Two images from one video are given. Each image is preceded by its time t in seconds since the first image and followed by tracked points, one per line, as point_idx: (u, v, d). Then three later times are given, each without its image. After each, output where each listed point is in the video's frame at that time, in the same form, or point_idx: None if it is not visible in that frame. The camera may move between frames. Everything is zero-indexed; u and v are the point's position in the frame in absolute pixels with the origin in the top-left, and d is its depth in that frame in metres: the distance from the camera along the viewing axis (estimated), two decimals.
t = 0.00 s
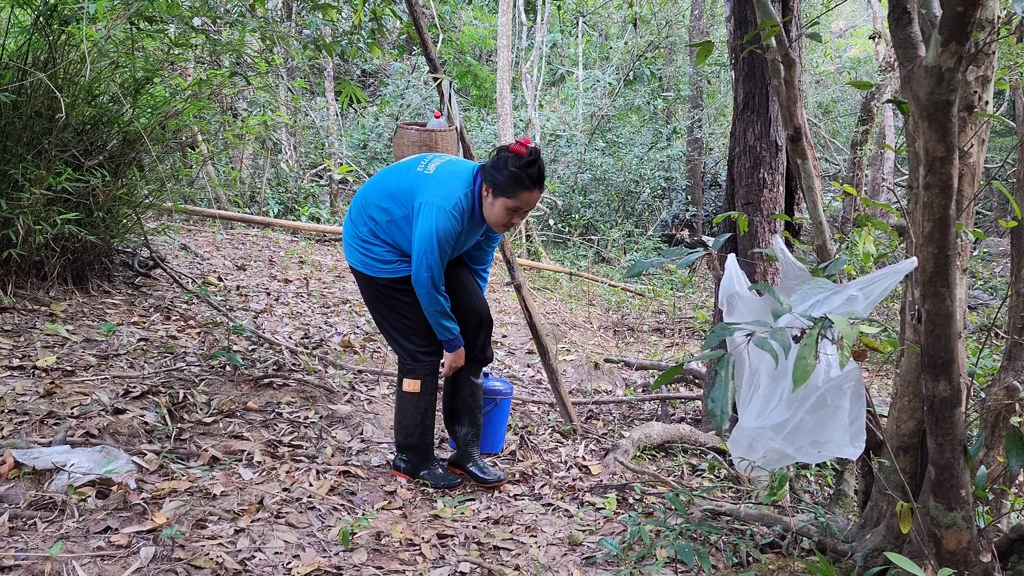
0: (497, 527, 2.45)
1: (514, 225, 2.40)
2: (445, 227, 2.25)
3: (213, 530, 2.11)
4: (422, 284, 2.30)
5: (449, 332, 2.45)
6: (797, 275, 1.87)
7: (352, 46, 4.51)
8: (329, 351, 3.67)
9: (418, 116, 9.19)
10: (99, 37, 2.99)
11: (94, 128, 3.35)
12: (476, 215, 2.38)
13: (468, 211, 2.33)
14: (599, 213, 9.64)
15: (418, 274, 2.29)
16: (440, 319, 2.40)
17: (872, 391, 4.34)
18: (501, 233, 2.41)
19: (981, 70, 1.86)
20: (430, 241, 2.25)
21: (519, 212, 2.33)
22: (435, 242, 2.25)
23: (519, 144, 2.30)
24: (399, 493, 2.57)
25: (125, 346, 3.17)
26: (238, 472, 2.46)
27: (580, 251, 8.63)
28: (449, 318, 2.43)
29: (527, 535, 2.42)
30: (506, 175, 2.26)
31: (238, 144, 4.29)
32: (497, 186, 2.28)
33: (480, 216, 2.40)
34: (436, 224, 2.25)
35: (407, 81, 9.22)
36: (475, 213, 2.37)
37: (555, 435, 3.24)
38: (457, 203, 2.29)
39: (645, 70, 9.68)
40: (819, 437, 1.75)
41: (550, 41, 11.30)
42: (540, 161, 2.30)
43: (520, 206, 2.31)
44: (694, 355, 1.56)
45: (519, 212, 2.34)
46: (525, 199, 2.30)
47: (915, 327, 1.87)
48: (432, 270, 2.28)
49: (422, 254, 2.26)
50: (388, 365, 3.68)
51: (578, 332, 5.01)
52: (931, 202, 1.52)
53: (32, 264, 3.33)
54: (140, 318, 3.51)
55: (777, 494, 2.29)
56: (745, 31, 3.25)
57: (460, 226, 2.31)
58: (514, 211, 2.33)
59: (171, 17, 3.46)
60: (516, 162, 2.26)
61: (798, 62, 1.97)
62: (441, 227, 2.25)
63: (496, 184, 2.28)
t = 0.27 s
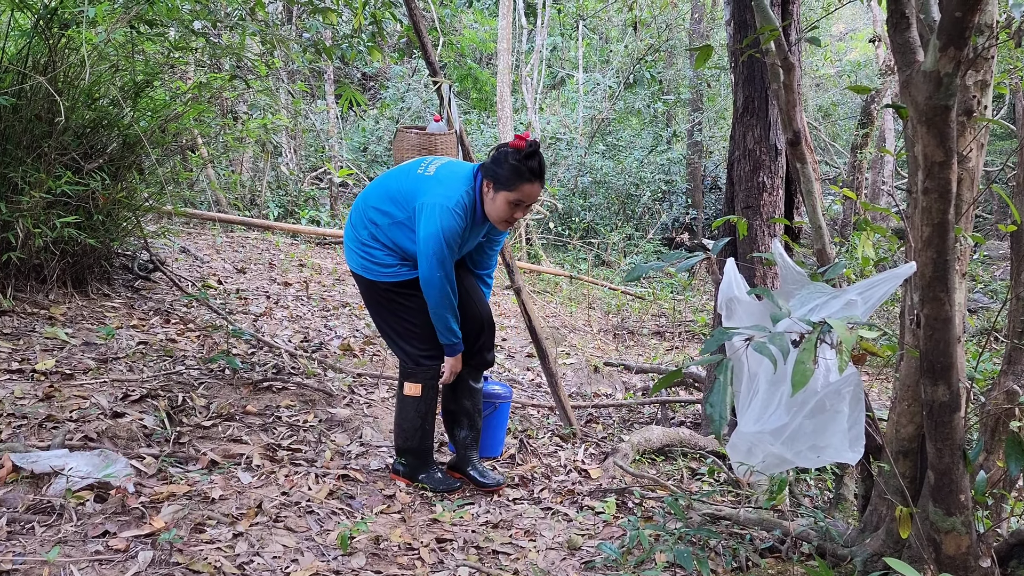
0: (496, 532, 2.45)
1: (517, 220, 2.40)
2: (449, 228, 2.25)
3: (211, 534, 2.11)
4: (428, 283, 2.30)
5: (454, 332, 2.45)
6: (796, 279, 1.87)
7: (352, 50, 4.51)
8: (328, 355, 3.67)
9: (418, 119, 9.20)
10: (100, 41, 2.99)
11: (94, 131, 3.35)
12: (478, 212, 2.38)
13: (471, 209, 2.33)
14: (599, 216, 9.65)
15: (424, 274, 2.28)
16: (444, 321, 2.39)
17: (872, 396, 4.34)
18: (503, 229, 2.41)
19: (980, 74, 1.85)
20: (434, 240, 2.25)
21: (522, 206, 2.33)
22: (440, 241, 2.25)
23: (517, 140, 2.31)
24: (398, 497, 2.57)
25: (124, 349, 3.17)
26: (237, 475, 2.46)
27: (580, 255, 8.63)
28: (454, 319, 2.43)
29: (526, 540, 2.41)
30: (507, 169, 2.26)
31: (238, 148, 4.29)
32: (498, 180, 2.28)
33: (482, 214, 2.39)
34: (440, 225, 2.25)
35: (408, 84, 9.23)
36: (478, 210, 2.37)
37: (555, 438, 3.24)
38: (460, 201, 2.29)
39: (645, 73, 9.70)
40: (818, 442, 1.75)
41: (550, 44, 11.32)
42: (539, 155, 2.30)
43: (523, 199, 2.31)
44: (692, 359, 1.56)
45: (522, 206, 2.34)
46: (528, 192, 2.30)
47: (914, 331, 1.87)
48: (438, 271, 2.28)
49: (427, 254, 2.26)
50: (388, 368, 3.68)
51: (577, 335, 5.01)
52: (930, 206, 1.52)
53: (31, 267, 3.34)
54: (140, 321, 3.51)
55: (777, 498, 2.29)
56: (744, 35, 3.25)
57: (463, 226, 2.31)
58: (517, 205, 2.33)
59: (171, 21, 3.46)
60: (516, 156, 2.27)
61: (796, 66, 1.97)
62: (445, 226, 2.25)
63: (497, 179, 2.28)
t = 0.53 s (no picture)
0: (496, 536, 2.45)
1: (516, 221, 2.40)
2: (449, 232, 2.26)
3: (211, 539, 2.11)
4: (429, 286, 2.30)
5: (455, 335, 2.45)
6: (796, 283, 1.84)
7: (352, 54, 4.52)
8: (328, 358, 3.67)
9: (418, 123, 9.22)
10: (100, 45, 3.00)
11: (94, 135, 3.35)
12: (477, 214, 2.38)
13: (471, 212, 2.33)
14: (600, 219, 9.65)
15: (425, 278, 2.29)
16: (443, 326, 2.40)
17: (873, 399, 4.33)
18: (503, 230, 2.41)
19: (979, 78, 1.85)
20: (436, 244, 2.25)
21: (522, 206, 2.33)
22: (441, 245, 2.25)
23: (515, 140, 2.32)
24: (397, 501, 2.57)
25: (124, 353, 3.17)
26: (236, 480, 2.45)
27: (581, 258, 8.63)
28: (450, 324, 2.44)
29: (526, 544, 2.41)
30: (507, 168, 2.27)
31: (238, 151, 4.30)
32: (497, 181, 2.29)
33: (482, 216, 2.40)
34: (441, 229, 2.25)
35: (408, 87, 9.24)
36: (477, 211, 2.37)
37: (555, 442, 3.23)
38: (460, 205, 2.29)
39: (645, 76, 9.71)
40: (818, 446, 1.75)
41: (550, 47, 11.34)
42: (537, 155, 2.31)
43: (522, 198, 2.32)
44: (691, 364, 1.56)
45: (521, 205, 2.34)
46: (528, 191, 2.30)
47: (914, 335, 1.86)
48: (438, 275, 2.29)
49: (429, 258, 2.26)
50: (388, 372, 3.68)
51: (578, 338, 5.01)
52: (929, 210, 1.52)
53: (31, 271, 3.34)
54: (140, 325, 3.52)
55: (777, 502, 2.28)
56: (744, 39, 3.26)
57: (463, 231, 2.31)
58: (517, 204, 2.33)
59: (172, 26, 3.47)
60: (514, 156, 2.28)
61: (795, 70, 1.97)
62: (446, 229, 2.25)
63: (497, 179, 2.29)
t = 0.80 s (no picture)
0: (496, 539, 2.45)
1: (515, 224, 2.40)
2: (445, 236, 2.26)
3: (210, 543, 2.11)
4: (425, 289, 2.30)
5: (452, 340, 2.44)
6: (794, 286, 1.86)
7: (352, 56, 4.52)
8: (328, 361, 3.67)
9: (418, 125, 9.22)
10: (99, 49, 3.00)
11: (94, 139, 3.36)
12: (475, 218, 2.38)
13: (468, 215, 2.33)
14: (600, 221, 9.65)
15: (421, 281, 2.28)
16: (439, 330, 2.39)
17: (873, 400, 4.33)
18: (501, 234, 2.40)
19: (977, 79, 1.85)
20: (431, 247, 2.25)
21: (519, 209, 2.33)
22: (437, 248, 2.25)
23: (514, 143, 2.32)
24: (397, 504, 2.57)
25: (124, 357, 3.17)
26: (236, 483, 2.45)
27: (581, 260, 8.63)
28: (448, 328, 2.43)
29: (525, 547, 2.41)
30: (504, 171, 2.27)
31: (238, 154, 4.30)
32: (496, 184, 2.29)
33: (481, 220, 2.40)
34: (436, 233, 2.25)
35: (408, 90, 9.25)
36: (475, 215, 2.37)
37: (555, 444, 3.23)
38: (457, 208, 2.29)
39: (645, 78, 9.72)
40: (817, 448, 1.75)
41: (550, 49, 11.35)
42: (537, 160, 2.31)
43: (521, 201, 2.31)
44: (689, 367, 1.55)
45: (519, 208, 2.33)
46: (526, 194, 2.29)
47: (913, 337, 1.86)
48: (434, 279, 2.28)
49: (425, 261, 2.26)
50: (387, 374, 3.68)
51: (578, 341, 5.01)
52: (927, 213, 1.52)
53: (31, 275, 3.35)
54: (139, 328, 3.52)
55: (777, 504, 2.28)
56: (743, 40, 3.26)
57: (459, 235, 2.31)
58: (515, 207, 2.32)
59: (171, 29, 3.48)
60: (513, 158, 2.28)
61: (794, 72, 1.97)
62: (442, 233, 2.25)
63: (495, 182, 2.29)
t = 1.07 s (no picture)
0: (495, 540, 2.44)
1: (515, 224, 2.38)
2: (443, 237, 2.25)
3: (209, 545, 2.11)
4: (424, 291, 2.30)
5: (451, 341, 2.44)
6: (793, 286, 1.86)
7: (351, 58, 4.53)
8: (327, 363, 3.67)
9: (418, 127, 9.23)
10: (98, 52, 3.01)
11: (93, 141, 3.36)
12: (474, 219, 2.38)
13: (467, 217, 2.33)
14: (599, 222, 9.66)
15: (419, 284, 2.28)
16: (440, 332, 2.39)
17: (872, 400, 4.33)
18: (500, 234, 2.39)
19: (976, 79, 1.85)
20: (430, 249, 2.25)
21: (518, 208, 2.31)
22: (435, 250, 2.25)
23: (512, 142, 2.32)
24: (396, 506, 2.56)
25: (123, 359, 3.17)
26: (235, 485, 2.45)
27: (581, 261, 8.63)
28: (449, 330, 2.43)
29: (525, 548, 2.40)
30: (503, 171, 2.26)
31: (237, 156, 4.31)
32: (493, 184, 2.28)
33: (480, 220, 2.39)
34: (434, 234, 2.24)
35: (408, 91, 9.26)
36: (474, 216, 2.36)
37: (554, 445, 3.23)
38: (456, 210, 2.29)
39: (644, 79, 9.73)
40: (817, 448, 1.75)
41: (549, 51, 11.37)
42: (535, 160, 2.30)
43: (520, 200, 2.30)
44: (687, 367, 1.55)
45: (519, 207, 2.32)
46: (525, 193, 2.28)
47: (911, 337, 1.85)
48: (433, 280, 2.28)
49: (423, 264, 2.26)
50: (387, 376, 3.68)
51: (577, 342, 5.01)
52: (926, 212, 1.51)
53: (30, 277, 3.35)
54: (139, 330, 3.52)
55: (777, 505, 2.27)
56: (742, 41, 3.26)
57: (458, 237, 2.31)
58: (514, 206, 2.31)
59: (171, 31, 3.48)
60: (511, 158, 2.27)
61: (792, 72, 1.97)
62: (440, 234, 2.24)
63: (493, 182, 2.28)
